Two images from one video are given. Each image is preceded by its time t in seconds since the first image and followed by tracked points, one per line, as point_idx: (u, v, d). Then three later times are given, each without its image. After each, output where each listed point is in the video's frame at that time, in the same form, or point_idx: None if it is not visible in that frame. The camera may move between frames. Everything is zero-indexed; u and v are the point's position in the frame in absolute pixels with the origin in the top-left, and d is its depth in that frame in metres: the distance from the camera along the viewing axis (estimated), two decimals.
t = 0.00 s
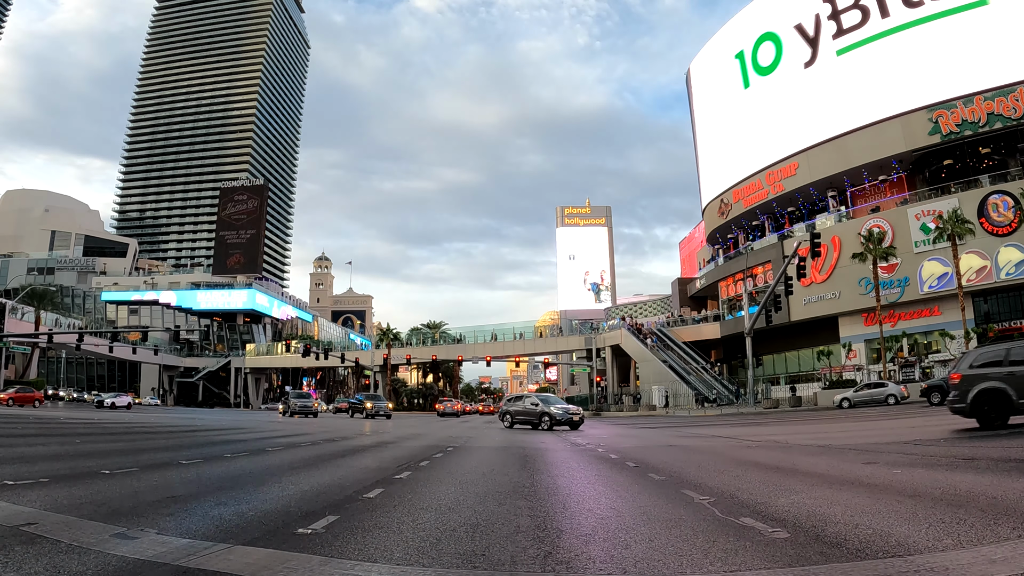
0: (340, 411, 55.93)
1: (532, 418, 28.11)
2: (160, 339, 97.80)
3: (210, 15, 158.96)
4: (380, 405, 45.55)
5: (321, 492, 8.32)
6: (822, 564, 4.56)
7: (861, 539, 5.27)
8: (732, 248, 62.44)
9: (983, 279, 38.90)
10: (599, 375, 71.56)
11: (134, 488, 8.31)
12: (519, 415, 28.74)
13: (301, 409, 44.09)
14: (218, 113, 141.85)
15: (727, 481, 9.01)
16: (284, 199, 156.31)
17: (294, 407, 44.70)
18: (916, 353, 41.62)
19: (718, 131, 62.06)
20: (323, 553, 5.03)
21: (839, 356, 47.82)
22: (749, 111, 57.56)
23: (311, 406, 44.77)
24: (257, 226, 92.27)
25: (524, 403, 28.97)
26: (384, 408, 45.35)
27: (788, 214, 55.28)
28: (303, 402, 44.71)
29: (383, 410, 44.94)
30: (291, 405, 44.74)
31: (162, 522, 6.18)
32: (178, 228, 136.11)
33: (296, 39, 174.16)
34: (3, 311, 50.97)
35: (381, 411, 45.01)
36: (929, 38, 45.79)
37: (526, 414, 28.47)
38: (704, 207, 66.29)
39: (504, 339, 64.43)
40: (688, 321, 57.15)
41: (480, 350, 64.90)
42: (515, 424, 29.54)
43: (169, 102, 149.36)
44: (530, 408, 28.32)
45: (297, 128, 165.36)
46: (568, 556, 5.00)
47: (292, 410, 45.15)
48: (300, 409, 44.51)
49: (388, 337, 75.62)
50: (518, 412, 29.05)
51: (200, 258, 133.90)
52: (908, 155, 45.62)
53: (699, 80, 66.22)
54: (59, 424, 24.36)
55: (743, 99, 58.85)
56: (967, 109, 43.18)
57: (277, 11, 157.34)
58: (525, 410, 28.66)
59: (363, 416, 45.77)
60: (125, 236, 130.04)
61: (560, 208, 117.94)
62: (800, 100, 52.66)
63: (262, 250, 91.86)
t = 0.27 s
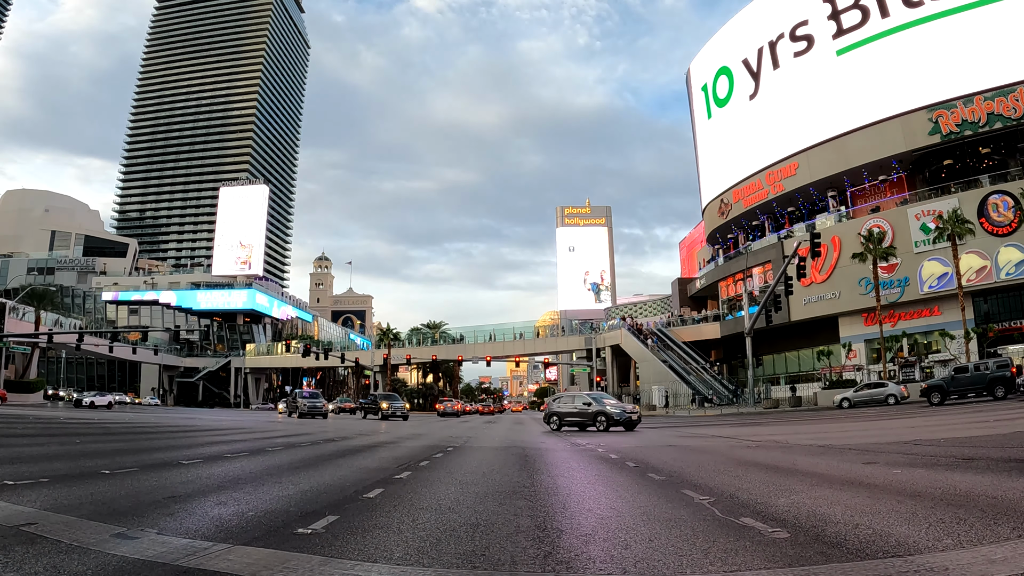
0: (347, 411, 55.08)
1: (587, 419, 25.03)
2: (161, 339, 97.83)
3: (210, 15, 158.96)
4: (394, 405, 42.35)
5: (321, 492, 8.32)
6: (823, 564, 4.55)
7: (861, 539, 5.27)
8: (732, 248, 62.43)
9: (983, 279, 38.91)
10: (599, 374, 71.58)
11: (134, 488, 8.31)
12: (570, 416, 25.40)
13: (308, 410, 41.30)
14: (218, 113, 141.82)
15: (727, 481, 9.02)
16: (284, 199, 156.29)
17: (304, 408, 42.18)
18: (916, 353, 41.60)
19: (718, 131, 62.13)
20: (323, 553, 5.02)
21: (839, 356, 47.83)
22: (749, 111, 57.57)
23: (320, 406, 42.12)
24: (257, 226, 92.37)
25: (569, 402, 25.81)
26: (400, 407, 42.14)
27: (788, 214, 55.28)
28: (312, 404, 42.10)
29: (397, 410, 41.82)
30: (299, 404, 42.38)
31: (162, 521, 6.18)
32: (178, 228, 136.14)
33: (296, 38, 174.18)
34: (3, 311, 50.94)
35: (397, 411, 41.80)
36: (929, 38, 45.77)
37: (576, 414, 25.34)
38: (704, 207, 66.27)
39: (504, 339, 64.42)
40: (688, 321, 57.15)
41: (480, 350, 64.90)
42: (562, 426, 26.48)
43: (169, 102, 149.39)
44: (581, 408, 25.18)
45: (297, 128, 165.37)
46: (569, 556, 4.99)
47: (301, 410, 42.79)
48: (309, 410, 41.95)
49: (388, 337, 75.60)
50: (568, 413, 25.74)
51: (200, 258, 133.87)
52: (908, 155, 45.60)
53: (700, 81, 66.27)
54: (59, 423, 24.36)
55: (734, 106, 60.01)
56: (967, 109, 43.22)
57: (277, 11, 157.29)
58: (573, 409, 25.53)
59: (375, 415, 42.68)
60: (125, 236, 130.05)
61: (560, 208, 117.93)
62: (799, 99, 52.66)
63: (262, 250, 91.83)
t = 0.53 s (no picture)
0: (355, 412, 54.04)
1: (652, 418, 23.36)
2: (160, 339, 97.92)
3: (210, 15, 158.95)
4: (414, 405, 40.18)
5: (321, 491, 8.32)
6: (822, 564, 4.56)
7: (860, 538, 5.28)
8: (731, 248, 62.45)
9: (983, 279, 38.92)
10: (599, 375, 71.59)
11: (133, 489, 8.29)
12: (631, 415, 23.68)
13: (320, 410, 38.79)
14: (218, 113, 141.74)
15: (727, 481, 9.01)
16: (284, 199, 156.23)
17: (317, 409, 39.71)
18: (916, 353, 41.59)
19: (718, 131, 62.14)
20: (323, 553, 5.02)
21: (839, 356, 47.85)
22: (749, 111, 57.55)
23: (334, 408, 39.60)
24: (258, 225, 92.35)
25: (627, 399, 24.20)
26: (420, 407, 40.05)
27: (788, 214, 55.30)
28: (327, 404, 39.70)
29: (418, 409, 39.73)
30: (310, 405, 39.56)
31: (161, 522, 6.18)
32: (178, 228, 136.18)
33: (296, 38, 174.14)
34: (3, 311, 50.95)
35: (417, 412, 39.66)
36: (929, 38, 45.77)
37: (637, 412, 23.77)
38: (704, 207, 66.26)
39: (503, 339, 64.42)
40: (688, 321, 57.15)
41: (480, 350, 64.87)
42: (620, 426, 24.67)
43: (169, 102, 149.42)
44: (645, 406, 23.51)
45: (297, 128, 165.30)
46: (569, 556, 5.00)
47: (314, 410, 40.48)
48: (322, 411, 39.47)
49: (388, 337, 75.56)
50: (629, 411, 24.05)
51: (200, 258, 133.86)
52: (908, 155, 45.59)
53: (700, 81, 66.26)
54: (59, 424, 24.36)
55: (732, 107, 60.22)
56: (967, 109, 43.22)
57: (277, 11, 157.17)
58: (632, 406, 23.96)
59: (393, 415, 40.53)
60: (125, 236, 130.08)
61: (559, 208, 117.91)
62: (799, 99, 52.63)
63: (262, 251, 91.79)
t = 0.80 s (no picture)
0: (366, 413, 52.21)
1: (731, 417, 21.33)
2: (160, 339, 97.99)
3: (210, 15, 158.96)
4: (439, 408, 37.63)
5: (321, 492, 8.32)
6: (822, 564, 4.56)
7: (860, 538, 5.28)
8: (731, 248, 62.44)
9: (983, 279, 38.93)
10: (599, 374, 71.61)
11: (133, 489, 8.30)
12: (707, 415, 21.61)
13: (336, 411, 35.20)
14: (218, 113, 141.71)
15: (727, 481, 9.01)
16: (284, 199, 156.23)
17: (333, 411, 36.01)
18: (916, 353, 41.59)
19: (718, 131, 62.12)
20: (323, 553, 5.03)
21: (839, 356, 47.85)
22: (749, 111, 57.53)
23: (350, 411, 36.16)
24: (258, 225, 92.38)
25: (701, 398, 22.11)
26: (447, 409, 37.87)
27: (788, 214, 55.31)
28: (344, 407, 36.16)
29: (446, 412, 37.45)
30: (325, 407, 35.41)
31: (162, 522, 6.18)
32: (178, 228, 136.18)
33: (296, 38, 174.13)
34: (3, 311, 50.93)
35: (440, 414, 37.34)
36: (929, 38, 45.75)
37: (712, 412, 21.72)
38: (704, 207, 66.23)
39: (503, 339, 64.41)
40: (688, 321, 57.13)
41: (480, 350, 64.87)
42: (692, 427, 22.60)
43: (169, 102, 149.42)
44: (722, 404, 21.52)
45: (297, 128, 165.26)
46: (568, 556, 5.00)
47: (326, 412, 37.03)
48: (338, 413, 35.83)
49: (388, 337, 75.55)
50: (702, 411, 21.93)
51: (200, 258, 133.81)
52: (908, 155, 45.59)
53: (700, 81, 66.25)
54: (59, 424, 24.35)
55: (732, 107, 60.21)
56: (967, 109, 43.23)
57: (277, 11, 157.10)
58: (707, 405, 21.84)
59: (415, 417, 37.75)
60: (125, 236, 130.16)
61: (559, 208, 117.87)
62: (800, 99, 52.61)
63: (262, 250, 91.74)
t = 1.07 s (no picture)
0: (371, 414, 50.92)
1: (824, 410, 19.99)
2: (160, 339, 98.07)
3: (210, 15, 158.91)
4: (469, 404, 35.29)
5: (321, 492, 8.32)
6: (821, 564, 4.56)
7: (860, 539, 5.28)
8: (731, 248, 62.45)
9: (983, 279, 38.94)
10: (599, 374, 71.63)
11: (133, 489, 8.29)
12: (796, 409, 20.33)
13: (356, 412, 33.12)
14: (218, 113, 141.70)
15: (726, 481, 9.01)
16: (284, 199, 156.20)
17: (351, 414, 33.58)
18: (916, 353, 41.58)
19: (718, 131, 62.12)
20: (323, 553, 5.03)
21: (839, 356, 47.85)
22: (749, 111, 57.53)
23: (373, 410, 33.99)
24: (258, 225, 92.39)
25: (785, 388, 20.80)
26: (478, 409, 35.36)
27: (788, 214, 55.32)
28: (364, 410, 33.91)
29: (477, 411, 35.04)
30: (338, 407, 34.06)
31: (162, 522, 6.18)
32: (178, 228, 136.18)
33: (296, 39, 174.01)
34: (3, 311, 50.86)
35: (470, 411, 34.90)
36: (929, 38, 45.75)
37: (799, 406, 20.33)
38: (704, 207, 66.24)
39: (503, 339, 64.43)
40: (688, 321, 57.12)
41: (480, 350, 64.89)
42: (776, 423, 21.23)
43: (169, 102, 149.33)
44: (814, 397, 20.20)
45: (297, 128, 165.24)
46: (568, 556, 5.00)
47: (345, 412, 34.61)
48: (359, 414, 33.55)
49: (388, 336, 75.51)
50: (790, 404, 20.59)
51: (200, 258, 133.87)
52: (909, 155, 45.54)
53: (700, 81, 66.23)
54: (60, 424, 24.35)
55: (733, 107, 60.21)
56: (967, 109, 43.21)
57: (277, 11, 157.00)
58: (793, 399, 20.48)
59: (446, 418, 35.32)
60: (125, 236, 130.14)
61: (559, 208, 117.83)
62: (800, 99, 52.61)
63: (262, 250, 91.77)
